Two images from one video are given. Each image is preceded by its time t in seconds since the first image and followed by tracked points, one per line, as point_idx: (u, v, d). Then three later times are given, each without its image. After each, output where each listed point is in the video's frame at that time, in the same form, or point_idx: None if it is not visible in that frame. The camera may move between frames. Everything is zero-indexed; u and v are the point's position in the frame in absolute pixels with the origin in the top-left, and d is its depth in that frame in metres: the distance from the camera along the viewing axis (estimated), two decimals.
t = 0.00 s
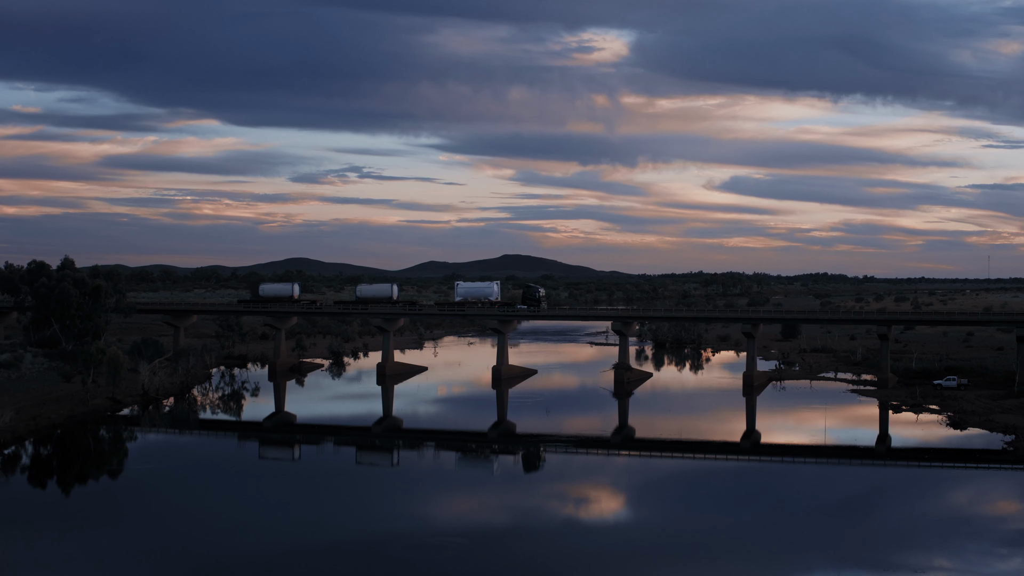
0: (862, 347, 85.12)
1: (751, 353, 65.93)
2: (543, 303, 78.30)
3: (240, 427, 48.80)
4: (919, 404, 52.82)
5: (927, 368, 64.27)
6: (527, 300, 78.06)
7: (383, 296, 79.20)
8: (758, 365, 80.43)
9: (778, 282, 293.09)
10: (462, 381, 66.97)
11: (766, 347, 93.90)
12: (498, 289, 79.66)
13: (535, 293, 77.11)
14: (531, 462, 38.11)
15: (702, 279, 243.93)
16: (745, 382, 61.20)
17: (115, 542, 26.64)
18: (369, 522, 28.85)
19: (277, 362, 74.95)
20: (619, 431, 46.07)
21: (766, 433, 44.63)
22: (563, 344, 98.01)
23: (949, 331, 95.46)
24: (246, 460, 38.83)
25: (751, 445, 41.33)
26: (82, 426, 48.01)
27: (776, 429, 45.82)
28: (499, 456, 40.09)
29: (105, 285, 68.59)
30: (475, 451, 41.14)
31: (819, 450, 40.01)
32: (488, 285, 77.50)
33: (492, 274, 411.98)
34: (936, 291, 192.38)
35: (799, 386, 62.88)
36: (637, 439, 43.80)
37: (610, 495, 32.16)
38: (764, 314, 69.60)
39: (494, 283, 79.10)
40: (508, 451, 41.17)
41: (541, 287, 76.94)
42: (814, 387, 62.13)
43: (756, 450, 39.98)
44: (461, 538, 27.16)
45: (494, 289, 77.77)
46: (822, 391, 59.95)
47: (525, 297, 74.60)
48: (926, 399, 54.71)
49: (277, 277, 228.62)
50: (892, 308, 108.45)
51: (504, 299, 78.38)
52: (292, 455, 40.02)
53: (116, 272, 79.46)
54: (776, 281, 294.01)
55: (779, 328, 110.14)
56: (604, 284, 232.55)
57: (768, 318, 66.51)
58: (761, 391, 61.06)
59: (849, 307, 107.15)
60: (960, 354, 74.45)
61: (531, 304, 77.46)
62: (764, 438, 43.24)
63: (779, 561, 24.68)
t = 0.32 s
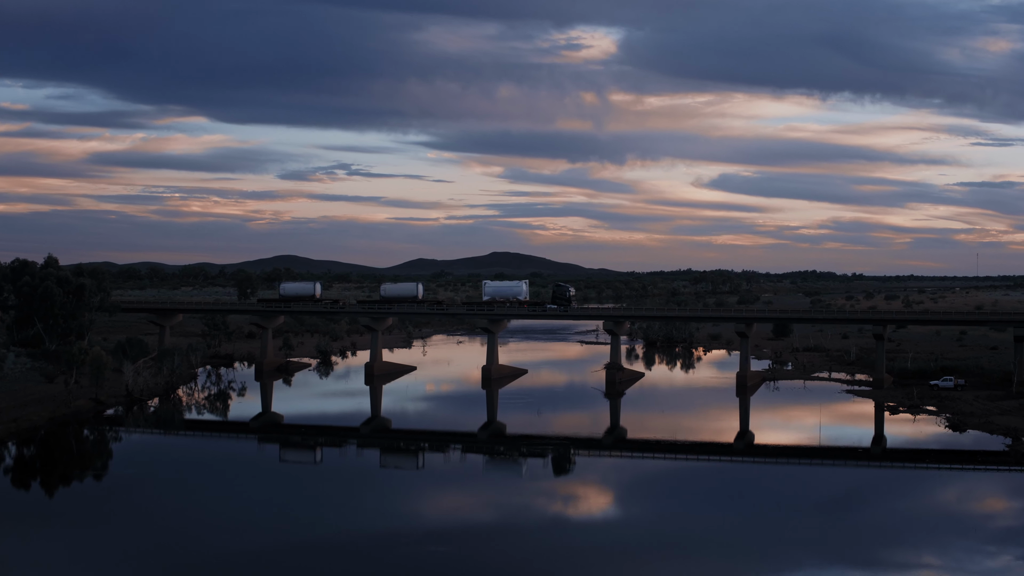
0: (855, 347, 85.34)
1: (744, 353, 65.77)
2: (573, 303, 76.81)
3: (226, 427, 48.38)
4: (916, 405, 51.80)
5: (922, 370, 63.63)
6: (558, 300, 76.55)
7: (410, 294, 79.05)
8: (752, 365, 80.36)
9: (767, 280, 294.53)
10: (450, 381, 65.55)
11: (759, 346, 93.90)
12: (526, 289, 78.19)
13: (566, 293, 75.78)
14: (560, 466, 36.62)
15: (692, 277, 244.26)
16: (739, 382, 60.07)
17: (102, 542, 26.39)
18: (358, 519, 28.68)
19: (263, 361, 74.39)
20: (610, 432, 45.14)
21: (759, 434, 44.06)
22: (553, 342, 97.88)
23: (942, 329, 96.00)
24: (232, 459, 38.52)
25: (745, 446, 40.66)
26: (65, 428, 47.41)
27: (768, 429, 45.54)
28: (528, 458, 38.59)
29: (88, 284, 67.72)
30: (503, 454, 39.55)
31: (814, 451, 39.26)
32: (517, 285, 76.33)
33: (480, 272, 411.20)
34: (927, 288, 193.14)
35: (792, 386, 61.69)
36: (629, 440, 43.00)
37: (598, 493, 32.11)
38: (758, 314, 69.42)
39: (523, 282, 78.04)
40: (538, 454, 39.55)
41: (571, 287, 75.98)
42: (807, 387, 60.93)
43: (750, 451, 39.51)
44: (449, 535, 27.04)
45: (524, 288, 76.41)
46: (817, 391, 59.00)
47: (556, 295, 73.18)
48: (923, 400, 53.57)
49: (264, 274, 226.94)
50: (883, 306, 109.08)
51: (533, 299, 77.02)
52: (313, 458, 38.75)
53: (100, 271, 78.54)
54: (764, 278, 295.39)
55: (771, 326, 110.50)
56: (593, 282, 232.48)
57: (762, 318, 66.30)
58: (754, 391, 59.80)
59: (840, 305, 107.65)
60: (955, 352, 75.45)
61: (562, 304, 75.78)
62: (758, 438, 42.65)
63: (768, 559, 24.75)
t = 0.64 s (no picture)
0: (849, 346, 85.72)
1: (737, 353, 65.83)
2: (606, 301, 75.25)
3: (212, 426, 47.98)
4: (914, 406, 51.02)
5: (919, 370, 63.97)
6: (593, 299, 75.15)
7: (434, 293, 78.85)
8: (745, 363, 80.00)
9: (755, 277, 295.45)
10: (438, 379, 65.12)
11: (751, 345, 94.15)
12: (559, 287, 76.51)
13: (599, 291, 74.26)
14: (592, 468, 35.63)
15: (680, 275, 244.65)
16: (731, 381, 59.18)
17: (85, 542, 26.12)
18: (345, 516, 28.55)
19: (248, 360, 73.81)
20: (602, 433, 44.29)
21: (753, 433, 43.39)
22: (541, 340, 97.77)
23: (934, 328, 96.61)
24: (218, 457, 38.23)
25: (739, 446, 40.15)
26: (46, 429, 46.80)
27: (759, 427, 45.25)
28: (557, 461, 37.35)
29: (71, 282, 66.87)
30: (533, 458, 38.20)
31: (810, 453, 38.55)
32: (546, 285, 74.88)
33: (468, 268, 410.52)
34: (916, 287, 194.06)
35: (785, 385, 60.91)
36: (622, 441, 42.22)
37: (586, 490, 32.09)
38: (750, 312, 69.49)
39: (553, 280, 76.62)
40: (569, 457, 38.13)
41: (602, 286, 75.71)
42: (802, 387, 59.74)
43: (743, 451, 39.11)
44: (436, 532, 26.95)
45: (554, 288, 74.73)
46: (811, 389, 58.22)
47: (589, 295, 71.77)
48: (921, 401, 52.93)
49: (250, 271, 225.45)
50: (874, 303, 109.90)
51: (562, 298, 75.82)
52: (337, 460, 37.45)
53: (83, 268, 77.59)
54: (752, 274, 296.25)
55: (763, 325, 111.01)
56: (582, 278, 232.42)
57: (755, 317, 66.40)
58: (747, 391, 58.84)
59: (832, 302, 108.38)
60: (950, 352, 75.59)
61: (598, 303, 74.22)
62: (751, 438, 42.05)
63: (755, 555, 24.83)
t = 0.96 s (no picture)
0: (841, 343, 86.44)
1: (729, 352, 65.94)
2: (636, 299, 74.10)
3: (195, 426, 47.50)
4: (911, 407, 50.07)
5: (914, 368, 64.63)
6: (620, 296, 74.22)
7: (461, 293, 76.57)
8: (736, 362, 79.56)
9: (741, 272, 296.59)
10: (424, 373, 65.71)
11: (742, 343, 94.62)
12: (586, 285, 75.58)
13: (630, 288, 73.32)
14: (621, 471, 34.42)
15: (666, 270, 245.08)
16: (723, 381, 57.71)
17: (67, 541, 25.81)
18: (330, 511, 28.42)
19: (232, 359, 73.19)
20: (591, 433, 43.36)
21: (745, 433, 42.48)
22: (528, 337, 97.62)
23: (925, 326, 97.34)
24: (201, 455, 37.86)
25: (731, 446, 39.44)
26: (26, 429, 46.15)
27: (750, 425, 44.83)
28: (591, 464, 36.11)
29: (52, 279, 65.95)
30: (562, 459, 37.12)
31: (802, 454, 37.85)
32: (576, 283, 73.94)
33: (454, 264, 409.51)
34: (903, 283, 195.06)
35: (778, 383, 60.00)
36: (612, 440, 41.37)
37: (571, 485, 32.10)
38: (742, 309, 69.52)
39: (583, 278, 75.72)
40: (599, 458, 37.05)
41: (633, 283, 75.12)
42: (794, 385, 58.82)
43: (735, 451, 38.50)
44: (422, 527, 26.88)
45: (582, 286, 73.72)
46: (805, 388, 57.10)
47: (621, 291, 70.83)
48: (918, 401, 52.26)
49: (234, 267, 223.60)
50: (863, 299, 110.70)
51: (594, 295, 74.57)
52: (359, 463, 36.05)
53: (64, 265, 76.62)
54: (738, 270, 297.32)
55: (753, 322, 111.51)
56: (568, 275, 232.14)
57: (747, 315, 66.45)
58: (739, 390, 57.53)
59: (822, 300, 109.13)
60: (943, 351, 75.40)
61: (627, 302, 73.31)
62: (743, 438, 41.20)
63: (740, 550, 25.02)
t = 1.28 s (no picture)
0: (833, 342, 86.80)
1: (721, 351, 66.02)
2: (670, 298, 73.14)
3: (179, 426, 47.01)
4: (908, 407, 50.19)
5: (909, 368, 64.99)
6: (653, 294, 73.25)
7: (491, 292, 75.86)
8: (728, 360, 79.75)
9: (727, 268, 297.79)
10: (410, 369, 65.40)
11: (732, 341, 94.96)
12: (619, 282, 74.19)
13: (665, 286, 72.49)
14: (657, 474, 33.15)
15: (653, 266, 245.58)
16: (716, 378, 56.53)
17: (46, 541, 25.54)
18: (314, 508, 28.25)
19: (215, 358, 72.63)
20: (581, 433, 42.59)
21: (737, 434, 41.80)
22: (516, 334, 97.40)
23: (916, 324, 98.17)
24: (182, 454, 37.50)
25: (723, 446, 39.26)
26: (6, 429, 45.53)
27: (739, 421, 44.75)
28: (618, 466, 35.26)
29: (32, 276, 65.06)
30: (594, 463, 35.67)
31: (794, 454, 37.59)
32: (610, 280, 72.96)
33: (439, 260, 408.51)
34: (889, 280, 196.35)
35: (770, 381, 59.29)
36: (601, 440, 41.08)
37: (557, 481, 32.07)
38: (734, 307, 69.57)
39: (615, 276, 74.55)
40: (632, 462, 35.93)
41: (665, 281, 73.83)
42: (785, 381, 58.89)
43: (727, 451, 38.29)
44: (406, 523, 26.77)
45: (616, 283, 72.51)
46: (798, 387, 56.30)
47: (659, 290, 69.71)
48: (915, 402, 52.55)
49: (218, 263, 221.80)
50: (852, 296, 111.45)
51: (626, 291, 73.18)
52: (384, 464, 34.81)
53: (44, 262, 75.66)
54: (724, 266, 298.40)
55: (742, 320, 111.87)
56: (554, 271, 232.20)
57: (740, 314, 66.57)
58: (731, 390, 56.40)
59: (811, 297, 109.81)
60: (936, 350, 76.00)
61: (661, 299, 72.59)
62: (736, 439, 40.48)
63: (724, 544, 25.15)
